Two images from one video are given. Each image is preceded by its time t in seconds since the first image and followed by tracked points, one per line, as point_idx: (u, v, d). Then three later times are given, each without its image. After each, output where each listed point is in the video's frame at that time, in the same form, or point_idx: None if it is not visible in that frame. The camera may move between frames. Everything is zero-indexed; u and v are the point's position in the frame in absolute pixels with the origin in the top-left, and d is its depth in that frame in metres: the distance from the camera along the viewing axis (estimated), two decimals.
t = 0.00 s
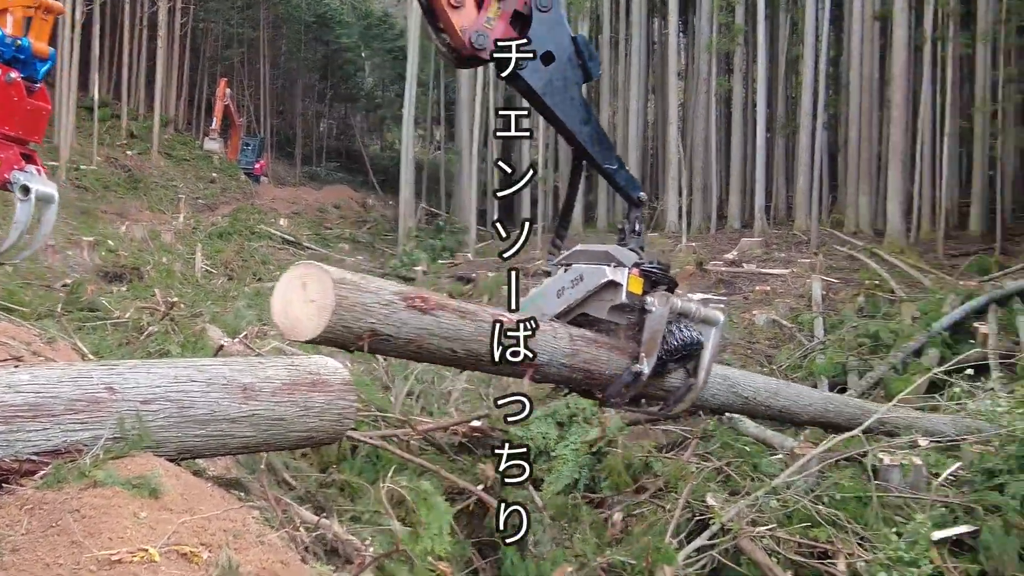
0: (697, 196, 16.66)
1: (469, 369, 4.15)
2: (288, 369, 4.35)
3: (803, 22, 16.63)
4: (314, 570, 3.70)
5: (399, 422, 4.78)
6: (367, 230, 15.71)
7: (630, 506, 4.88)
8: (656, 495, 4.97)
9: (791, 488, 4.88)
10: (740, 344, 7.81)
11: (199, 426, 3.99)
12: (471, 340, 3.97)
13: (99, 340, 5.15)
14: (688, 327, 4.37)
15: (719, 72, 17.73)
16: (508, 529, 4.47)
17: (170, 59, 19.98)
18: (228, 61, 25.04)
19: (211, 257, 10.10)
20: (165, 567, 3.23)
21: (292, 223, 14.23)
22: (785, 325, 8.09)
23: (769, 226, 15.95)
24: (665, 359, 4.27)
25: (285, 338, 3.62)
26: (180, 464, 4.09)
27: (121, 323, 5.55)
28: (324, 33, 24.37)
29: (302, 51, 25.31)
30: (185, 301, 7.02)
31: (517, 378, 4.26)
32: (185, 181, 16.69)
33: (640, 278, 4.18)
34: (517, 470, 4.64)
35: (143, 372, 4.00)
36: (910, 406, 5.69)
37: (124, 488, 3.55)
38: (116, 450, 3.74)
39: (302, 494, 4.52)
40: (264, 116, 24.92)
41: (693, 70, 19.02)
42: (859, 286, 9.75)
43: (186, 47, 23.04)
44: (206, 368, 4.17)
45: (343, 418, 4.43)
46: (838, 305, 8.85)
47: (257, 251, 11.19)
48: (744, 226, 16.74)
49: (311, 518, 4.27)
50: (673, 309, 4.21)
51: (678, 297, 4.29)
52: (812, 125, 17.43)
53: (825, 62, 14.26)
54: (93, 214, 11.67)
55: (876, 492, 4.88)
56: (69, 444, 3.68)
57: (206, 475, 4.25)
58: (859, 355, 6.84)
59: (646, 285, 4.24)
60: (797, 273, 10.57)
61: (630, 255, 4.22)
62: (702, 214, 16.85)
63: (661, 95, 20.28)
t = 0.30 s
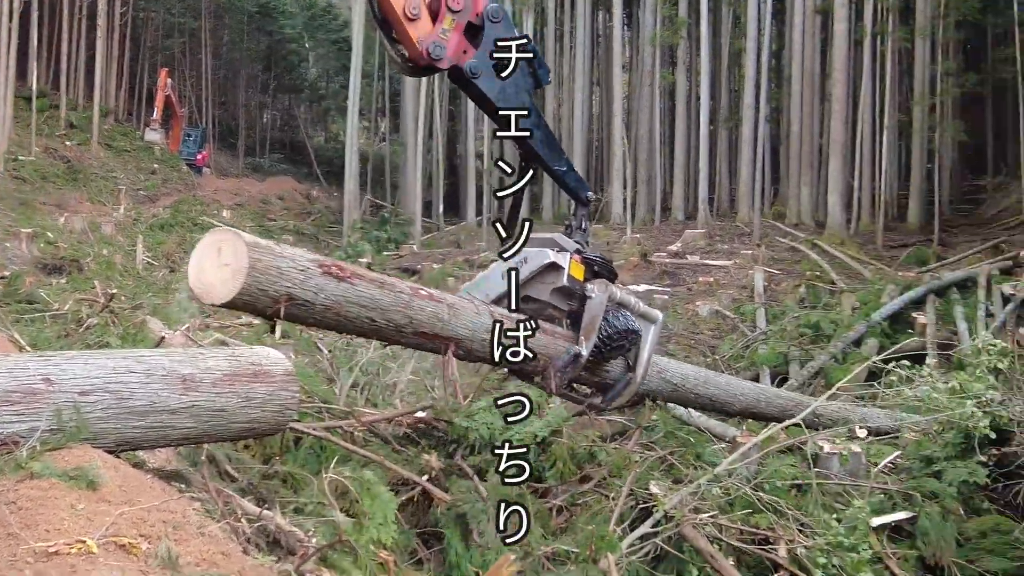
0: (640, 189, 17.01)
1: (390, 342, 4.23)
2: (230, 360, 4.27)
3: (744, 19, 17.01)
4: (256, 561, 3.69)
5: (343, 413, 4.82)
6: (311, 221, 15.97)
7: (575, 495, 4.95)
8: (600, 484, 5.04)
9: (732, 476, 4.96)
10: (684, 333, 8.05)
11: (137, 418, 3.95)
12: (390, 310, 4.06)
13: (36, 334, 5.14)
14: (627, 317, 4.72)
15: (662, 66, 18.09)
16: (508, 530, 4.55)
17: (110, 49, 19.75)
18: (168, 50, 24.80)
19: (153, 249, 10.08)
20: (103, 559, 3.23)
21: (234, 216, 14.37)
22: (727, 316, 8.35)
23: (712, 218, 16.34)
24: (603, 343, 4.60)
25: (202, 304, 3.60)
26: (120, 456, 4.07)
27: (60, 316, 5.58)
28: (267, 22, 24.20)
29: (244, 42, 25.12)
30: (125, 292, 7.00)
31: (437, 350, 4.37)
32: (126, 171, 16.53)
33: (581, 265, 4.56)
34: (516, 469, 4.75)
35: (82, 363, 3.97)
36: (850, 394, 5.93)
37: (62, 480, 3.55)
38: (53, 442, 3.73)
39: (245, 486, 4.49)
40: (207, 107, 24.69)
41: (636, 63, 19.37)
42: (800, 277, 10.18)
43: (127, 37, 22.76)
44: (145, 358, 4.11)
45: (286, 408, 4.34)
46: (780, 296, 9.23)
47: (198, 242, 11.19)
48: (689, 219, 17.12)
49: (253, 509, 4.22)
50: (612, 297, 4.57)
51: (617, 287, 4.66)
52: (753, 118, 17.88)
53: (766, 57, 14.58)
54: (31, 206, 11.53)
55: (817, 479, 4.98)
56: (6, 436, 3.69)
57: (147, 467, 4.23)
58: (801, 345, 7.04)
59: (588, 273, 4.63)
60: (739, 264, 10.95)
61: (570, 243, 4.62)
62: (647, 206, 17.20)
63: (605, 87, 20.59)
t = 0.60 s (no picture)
0: (605, 174, 17.17)
1: (366, 314, 4.20)
2: (194, 348, 4.26)
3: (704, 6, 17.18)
4: (222, 548, 3.70)
5: (307, 400, 4.83)
6: (274, 207, 16.03)
7: (541, 481, 4.96)
8: (565, 470, 5.08)
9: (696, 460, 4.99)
10: (649, 318, 8.15)
11: (101, 405, 3.92)
12: (369, 283, 4.03)
13: None
14: (596, 293, 4.77)
15: (624, 51, 18.25)
16: (508, 530, 4.55)
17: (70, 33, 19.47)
18: (129, 34, 24.50)
19: (113, 236, 10.04)
20: (68, 546, 3.19)
21: (196, 200, 14.31)
22: (692, 301, 8.47)
23: (675, 203, 16.46)
24: (573, 316, 4.64)
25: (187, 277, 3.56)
26: (82, 445, 4.04)
27: (17, 302, 5.54)
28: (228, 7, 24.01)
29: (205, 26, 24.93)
30: (85, 279, 6.96)
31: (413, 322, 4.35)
32: (85, 157, 16.31)
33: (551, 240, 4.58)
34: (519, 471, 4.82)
35: (43, 351, 3.94)
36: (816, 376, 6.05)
37: (26, 467, 3.52)
38: (15, 430, 3.69)
39: (210, 473, 4.45)
40: (166, 92, 24.42)
41: (599, 48, 19.52)
42: (762, 262, 10.36)
43: (87, 23, 22.47)
44: (107, 345, 4.09)
45: (251, 393, 4.33)
46: (742, 281, 9.41)
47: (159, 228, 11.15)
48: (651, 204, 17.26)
49: (217, 496, 4.19)
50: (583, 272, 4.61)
51: (587, 263, 4.70)
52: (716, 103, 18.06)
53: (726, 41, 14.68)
54: None
55: (779, 463, 5.04)
56: None
57: (110, 455, 4.20)
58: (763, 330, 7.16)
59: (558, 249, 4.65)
60: (702, 249, 11.12)
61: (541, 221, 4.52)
62: (611, 191, 17.36)
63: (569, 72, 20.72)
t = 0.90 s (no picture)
0: (578, 164, 17.26)
1: (359, 291, 4.22)
2: (166, 338, 4.21)
3: None
4: (195, 539, 3.70)
5: (279, 391, 4.82)
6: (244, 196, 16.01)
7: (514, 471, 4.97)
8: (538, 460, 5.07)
9: (667, 450, 5.01)
10: (621, 308, 8.21)
11: (71, 395, 3.89)
12: (362, 261, 4.05)
13: None
14: (579, 269, 4.70)
15: (596, 41, 18.35)
16: (497, 528, 4.54)
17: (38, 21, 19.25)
18: (98, 22, 24.26)
19: (81, 225, 9.99)
20: (40, 536, 3.18)
21: (165, 190, 14.23)
22: (665, 291, 8.53)
23: (647, 193, 16.55)
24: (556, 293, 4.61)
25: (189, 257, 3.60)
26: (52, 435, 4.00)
27: None
28: None
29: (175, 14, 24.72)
30: (54, 270, 6.95)
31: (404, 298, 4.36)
32: (53, 146, 16.12)
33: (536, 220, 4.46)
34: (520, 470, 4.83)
35: (13, 341, 3.90)
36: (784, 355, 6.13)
37: None
38: None
39: (181, 464, 4.42)
40: (134, 80, 24.20)
41: (571, 39, 19.61)
42: (734, 252, 10.46)
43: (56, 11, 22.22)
44: (78, 335, 4.05)
45: (224, 384, 4.27)
46: (714, 271, 9.49)
47: (129, 219, 11.10)
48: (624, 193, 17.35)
49: (189, 486, 4.17)
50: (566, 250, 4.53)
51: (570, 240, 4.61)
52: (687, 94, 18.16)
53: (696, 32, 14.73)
54: None
55: (750, 452, 5.06)
56: None
57: (81, 445, 4.16)
58: (735, 320, 7.21)
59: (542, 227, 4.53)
60: (674, 239, 11.20)
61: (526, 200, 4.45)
62: (584, 181, 17.47)
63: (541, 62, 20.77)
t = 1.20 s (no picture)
0: (555, 154, 17.31)
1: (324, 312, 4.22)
2: (141, 327, 4.10)
3: None
4: (171, 529, 3.70)
5: (256, 381, 4.85)
6: (220, 186, 15.96)
7: (491, 460, 4.97)
8: (515, 449, 5.07)
9: (645, 440, 5.03)
10: (600, 298, 8.25)
11: (45, 385, 3.78)
12: (327, 284, 4.05)
13: None
14: (569, 283, 4.85)
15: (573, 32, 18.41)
16: (476, 518, 4.52)
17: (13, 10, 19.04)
18: (72, 11, 24.05)
19: (55, 214, 9.94)
20: (16, 528, 3.16)
21: (142, 179, 14.15)
22: (642, 281, 8.57)
23: (623, 184, 16.61)
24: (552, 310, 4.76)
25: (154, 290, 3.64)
26: (26, 426, 3.94)
27: None
28: None
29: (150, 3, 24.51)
30: (29, 260, 6.95)
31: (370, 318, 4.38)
32: (28, 135, 15.92)
33: (528, 242, 4.67)
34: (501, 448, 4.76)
35: None
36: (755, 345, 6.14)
37: None
38: None
39: (157, 455, 4.39)
40: (110, 70, 24.00)
41: (548, 29, 19.67)
42: (710, 243, 10.54)
43: None
44: (52, 324, 3.92)
45: (199, 374, 4.16)
46: (691, 261, 9.56)
47: (104, 209, 11.06)
48: (600, 183, 17.40)
49: (165, 477, 4.15)
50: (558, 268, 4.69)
51: (561, 257, 4.78)
52: (663, 86, 18.23)
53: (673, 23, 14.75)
54: None
55: (726, 442, 5.09)
56: None
57: (55, 435, 4.13)
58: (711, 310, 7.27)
59: (534, 248, 4.73)
60: (651, 230, 11.25)
61: (516, 222, 4.67)
62: (563, 171, 17.53)
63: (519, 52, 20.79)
